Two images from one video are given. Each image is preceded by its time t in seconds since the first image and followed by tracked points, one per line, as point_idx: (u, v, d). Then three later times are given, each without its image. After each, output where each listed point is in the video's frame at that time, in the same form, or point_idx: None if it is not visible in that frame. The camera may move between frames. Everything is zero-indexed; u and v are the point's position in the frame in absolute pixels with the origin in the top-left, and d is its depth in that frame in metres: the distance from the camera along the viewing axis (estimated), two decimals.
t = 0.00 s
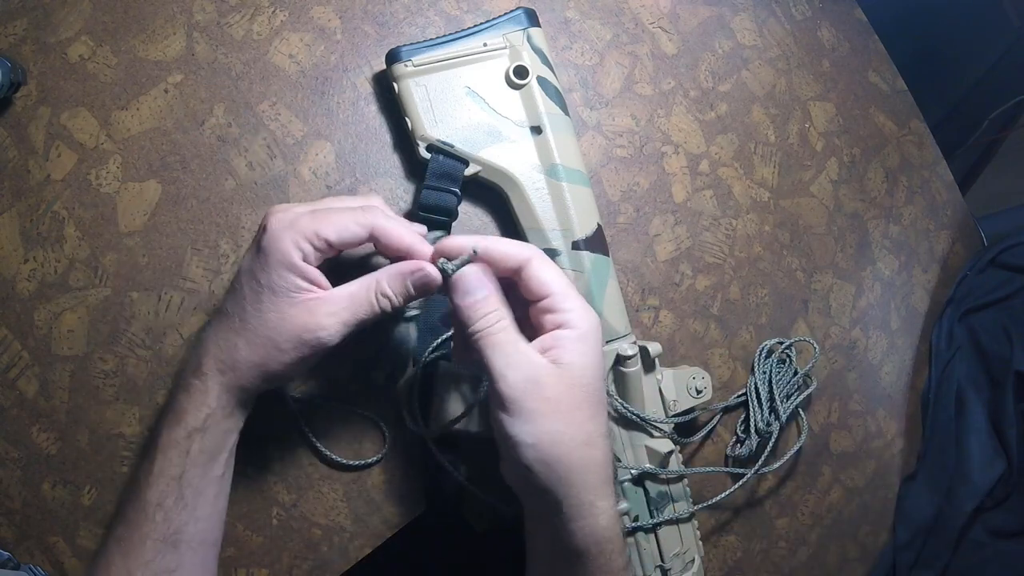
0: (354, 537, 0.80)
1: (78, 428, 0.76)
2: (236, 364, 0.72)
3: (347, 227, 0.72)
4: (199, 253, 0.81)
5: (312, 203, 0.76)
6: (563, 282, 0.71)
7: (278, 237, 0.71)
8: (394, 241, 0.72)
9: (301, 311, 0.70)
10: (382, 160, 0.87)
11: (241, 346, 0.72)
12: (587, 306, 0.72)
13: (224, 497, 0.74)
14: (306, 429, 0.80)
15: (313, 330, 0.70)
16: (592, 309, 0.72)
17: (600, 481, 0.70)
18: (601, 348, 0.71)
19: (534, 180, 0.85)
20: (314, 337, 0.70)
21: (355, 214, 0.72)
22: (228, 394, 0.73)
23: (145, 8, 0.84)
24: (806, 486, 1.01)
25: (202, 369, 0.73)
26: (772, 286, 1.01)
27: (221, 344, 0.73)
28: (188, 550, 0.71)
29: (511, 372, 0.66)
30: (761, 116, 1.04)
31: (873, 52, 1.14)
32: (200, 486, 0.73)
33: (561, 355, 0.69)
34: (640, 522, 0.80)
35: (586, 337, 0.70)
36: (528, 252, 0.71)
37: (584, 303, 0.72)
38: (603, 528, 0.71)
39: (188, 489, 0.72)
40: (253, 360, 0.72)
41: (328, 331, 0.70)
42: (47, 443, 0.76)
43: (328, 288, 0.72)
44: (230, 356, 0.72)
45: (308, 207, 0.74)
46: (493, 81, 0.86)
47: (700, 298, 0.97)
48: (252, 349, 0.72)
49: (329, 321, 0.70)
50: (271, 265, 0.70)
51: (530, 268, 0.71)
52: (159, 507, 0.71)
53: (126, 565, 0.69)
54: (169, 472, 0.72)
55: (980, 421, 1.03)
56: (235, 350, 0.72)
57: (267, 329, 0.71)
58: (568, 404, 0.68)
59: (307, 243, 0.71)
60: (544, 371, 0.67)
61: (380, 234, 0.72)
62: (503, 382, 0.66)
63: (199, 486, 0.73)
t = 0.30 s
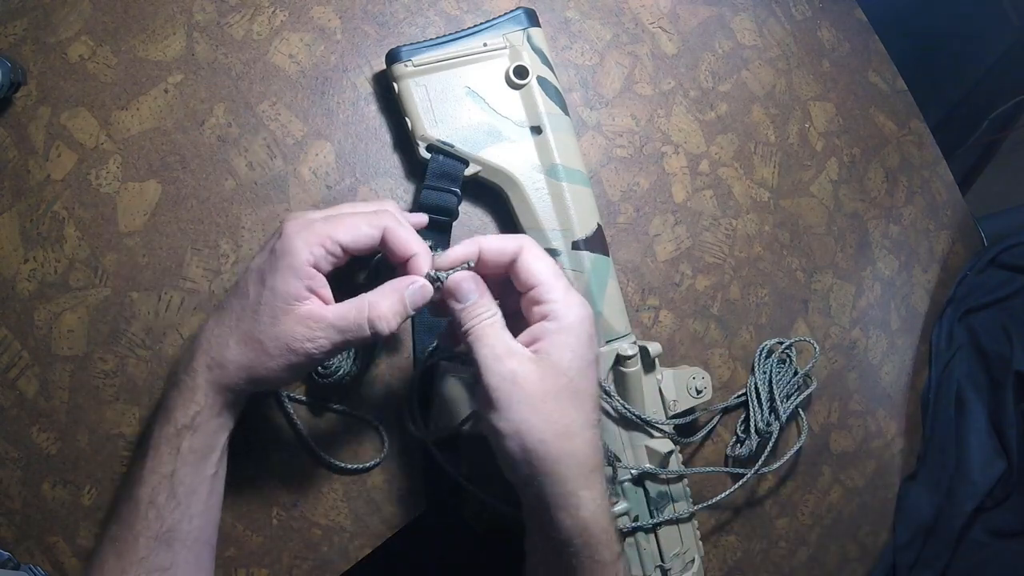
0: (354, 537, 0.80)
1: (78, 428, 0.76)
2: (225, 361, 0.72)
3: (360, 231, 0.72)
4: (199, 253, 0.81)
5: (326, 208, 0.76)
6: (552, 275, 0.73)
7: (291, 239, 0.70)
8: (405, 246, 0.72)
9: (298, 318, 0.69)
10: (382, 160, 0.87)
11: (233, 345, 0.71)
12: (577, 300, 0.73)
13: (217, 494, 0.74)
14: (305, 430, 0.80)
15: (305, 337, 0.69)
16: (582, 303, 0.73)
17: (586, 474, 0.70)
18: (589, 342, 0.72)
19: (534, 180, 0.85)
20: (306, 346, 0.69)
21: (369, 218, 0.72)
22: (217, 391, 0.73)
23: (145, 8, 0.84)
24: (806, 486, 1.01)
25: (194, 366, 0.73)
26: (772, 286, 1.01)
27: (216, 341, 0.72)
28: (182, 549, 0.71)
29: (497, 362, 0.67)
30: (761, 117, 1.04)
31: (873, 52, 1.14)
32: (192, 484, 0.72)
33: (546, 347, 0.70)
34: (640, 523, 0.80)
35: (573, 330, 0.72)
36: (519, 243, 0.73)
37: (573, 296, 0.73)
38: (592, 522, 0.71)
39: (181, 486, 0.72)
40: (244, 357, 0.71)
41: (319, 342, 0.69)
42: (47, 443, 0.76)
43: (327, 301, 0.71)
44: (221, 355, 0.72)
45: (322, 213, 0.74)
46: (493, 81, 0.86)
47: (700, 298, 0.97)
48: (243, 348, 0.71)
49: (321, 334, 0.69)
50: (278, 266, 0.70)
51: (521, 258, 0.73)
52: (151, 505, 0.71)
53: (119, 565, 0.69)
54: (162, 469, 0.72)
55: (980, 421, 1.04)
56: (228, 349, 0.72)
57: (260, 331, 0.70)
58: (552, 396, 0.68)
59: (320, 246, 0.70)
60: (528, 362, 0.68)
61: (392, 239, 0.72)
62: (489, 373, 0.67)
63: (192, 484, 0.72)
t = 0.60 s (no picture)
0: (353, 537, 0.80)
1: (78, 428, 0.76)
2: (213, 358, 0.72)
3: (361, 237, 0.71)
4: (199, 253, 0.81)
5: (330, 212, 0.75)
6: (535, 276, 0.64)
7: (292, 239, 0.69)
8: (404, 254, 0.71)
9: (292, 317, 0.69)
10: (382, 160, 0.87)
11: (223, 344, 0.71)
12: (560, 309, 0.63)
13: (206, 491, 0.74)
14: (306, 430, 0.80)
15: (296, 336, 0.69)
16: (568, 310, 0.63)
17: (582, 480, 0.69)
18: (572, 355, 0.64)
19: (534, 180, 0.85)
20: (295, 348, 0.69)
21: (372, 225, 0.72)
22: (203, 386, 0.73)
23: (145, 8, 0.84)
24: (806, 486, 1.01)
25: (186, 364, 0.73)
26: (772, 286, 1.01)
27: (206, 339, 0.72)
28: (172, 546, 0.71)
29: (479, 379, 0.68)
30: (761, 116, 1.04)
31: (873, 52, 1.14)
32: (181, 481, 0.73)
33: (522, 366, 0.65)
34: (641, 525, 0.81)
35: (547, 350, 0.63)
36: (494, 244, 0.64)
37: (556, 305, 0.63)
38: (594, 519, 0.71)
39: (169, 483, 0.72)
40: (230, 355, 0.71)
41: (310, 343, 0.69)
42: (47, 443, 0.76)
43: (321, 303, 0.71)
44: (211, 352, 0.72)
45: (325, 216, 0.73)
46: (493, 81, 0.86)
47: (700, 298, 0.97)
48: (233, 346, 0.71)
49: (313, 334, 0.69)
50: (276, 265, 0.69)
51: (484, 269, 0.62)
52: (141, 502, 0.72)
53: (111, 561, 0.70)
54: (149, 465, 0.72)
55: (980, 421, 1.04)
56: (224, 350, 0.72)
57: (252, 333, 0.70)
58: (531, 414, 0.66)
59: (321, 249, 0.70)
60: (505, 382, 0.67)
61: (392, 248, 0.72)
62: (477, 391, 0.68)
63: (191, 483, 0.73)
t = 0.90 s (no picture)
0: (354, 537, 0.80)
1: (78, 428, 0.76)
2: (217, 359, 0.71)
3: (360, 234, 0.72)
4: (199, 253, 0.81)
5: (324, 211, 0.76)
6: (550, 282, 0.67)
7: (291, 241, 0.70)
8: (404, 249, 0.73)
9: (294, 317, 0.68)
10: (382, 160, 0.87)
11: (226, 345, 0.71)
12: (571, 315, 0.66)
13: (209, 492, 0.74)
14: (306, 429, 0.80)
15: (300, 337, 0.68)
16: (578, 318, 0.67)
17: (576, 481, 0.69)
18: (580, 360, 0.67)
19: (534, 180, 0.85)
20: (298, 349, 0.68)
21: (370, 222, 0.73)
22: (208, 387, 0.73)
23: (145, 8, 0.84)
24: (806, 486, 1.01)
25: (185, 364, 0.73)
26: (772, 286, 1.01)
27: (208, 340, 0.72)
28: (176, 545, 0.71)
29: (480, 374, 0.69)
30: (761, 117, 1.04)
31: (873, 52, 1.14)
32: (185, 481, 0.73)
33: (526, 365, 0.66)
34: (641, 525, 0.81)
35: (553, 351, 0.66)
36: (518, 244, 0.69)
37: (568, 313, 0.66)
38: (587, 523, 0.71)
39: (174, 484, 0.72)
40: (234, 358, 0.71)
41: (314, 343, 0.68)
42: (47, 443, 0.76)
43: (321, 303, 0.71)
44: (210, 353, 0.72)
45: (320, 215, 0.74)
46: (493, 80, 0.86)
47: (700, 298, 0.97)
48: (232, 347, 0.71)
49: (316, 335, 0.68)
50: (276, 266, 0.69)
51: (506, 264, 0.66)
52: (144, 502, 0.72)
53: (110, 560, 0.70)
54: (153, 466, 0.72)
55: (980, 421, 1.04)
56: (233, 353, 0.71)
57: (254, 335, 0.69)
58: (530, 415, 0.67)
59: (321, 249, 0.70)
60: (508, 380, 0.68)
61: (391, 243, 0.74)
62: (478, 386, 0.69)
63: (192, 482, 0.73)
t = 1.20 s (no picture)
0: (354, 537, 0.80)
1: (78, 428, 0.76)
2: (205, 351, 0.72)
3: (340, 222, 0.74)
4: (199, 253, 0.81)
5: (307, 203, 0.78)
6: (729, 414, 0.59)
7: (271, 231, 0.72)
8: (387, 233, 0.75)
9: (277, 307, 0.70)
10: (382, 160, 0.87)
11: (213, 337, 0.72)
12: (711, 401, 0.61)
13: (205, 488, 0.73)
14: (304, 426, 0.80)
15: (283, 326, 0.69)
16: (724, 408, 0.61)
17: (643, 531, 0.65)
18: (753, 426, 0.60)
19: (534, 180, 0.85)
20: (283, 339, 0.69)
21: (350, 209, 0.75)
22: (199, 380, 0.73)
23: (145, 8, 0.84)
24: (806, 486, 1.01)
25: (190, 364, 0.73)
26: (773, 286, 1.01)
27: (197, 332, 0.73)
28: (170, 541, 0.71)
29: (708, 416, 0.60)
30: (761, 116, 1.04)
31: (873, 51, 1.14)
32: (178, 475, 0.72)
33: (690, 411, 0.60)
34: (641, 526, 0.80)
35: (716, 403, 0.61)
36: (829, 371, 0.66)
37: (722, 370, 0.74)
38: None
39: (166, 478, 0.72)
40: (220, 349, 0.71)
41: (297, 331, 0.69)
42: (47, 443, 0.76)
43: (306, 293, 0.72)
44: (210, 352, 0.72)
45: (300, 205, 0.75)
46: (493, 80, 0.85)
47: (700, 298, 0.97)
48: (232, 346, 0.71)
49: (300, 324, 0.69)
50: (258, 258, 0.71)
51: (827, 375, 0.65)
52: (139, 497, 0.72)
53: (108, 558, 0.70)
54: (146, 461, 0.72)
55: (980, 421, 1.04)
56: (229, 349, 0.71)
57: (240, 325, 0.70)
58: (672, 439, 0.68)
59: (300, 238, 0.72)
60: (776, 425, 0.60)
61: (373, 229, 0.75)
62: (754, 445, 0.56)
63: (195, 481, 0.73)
